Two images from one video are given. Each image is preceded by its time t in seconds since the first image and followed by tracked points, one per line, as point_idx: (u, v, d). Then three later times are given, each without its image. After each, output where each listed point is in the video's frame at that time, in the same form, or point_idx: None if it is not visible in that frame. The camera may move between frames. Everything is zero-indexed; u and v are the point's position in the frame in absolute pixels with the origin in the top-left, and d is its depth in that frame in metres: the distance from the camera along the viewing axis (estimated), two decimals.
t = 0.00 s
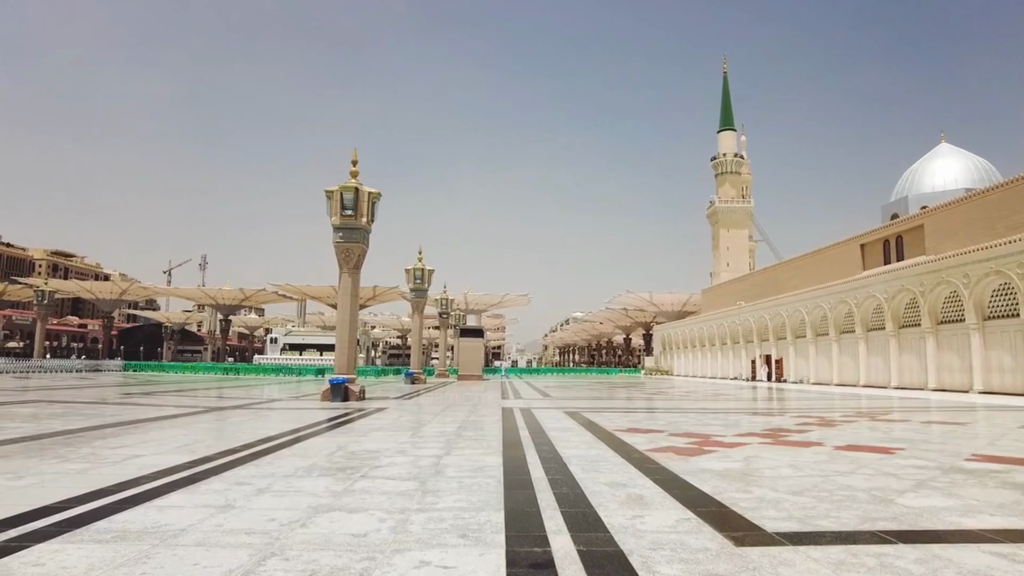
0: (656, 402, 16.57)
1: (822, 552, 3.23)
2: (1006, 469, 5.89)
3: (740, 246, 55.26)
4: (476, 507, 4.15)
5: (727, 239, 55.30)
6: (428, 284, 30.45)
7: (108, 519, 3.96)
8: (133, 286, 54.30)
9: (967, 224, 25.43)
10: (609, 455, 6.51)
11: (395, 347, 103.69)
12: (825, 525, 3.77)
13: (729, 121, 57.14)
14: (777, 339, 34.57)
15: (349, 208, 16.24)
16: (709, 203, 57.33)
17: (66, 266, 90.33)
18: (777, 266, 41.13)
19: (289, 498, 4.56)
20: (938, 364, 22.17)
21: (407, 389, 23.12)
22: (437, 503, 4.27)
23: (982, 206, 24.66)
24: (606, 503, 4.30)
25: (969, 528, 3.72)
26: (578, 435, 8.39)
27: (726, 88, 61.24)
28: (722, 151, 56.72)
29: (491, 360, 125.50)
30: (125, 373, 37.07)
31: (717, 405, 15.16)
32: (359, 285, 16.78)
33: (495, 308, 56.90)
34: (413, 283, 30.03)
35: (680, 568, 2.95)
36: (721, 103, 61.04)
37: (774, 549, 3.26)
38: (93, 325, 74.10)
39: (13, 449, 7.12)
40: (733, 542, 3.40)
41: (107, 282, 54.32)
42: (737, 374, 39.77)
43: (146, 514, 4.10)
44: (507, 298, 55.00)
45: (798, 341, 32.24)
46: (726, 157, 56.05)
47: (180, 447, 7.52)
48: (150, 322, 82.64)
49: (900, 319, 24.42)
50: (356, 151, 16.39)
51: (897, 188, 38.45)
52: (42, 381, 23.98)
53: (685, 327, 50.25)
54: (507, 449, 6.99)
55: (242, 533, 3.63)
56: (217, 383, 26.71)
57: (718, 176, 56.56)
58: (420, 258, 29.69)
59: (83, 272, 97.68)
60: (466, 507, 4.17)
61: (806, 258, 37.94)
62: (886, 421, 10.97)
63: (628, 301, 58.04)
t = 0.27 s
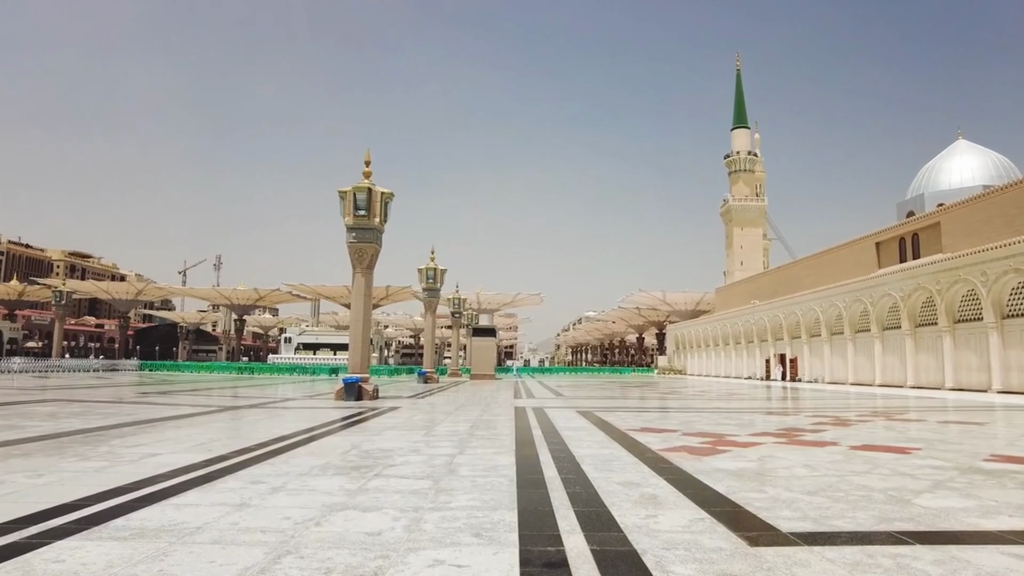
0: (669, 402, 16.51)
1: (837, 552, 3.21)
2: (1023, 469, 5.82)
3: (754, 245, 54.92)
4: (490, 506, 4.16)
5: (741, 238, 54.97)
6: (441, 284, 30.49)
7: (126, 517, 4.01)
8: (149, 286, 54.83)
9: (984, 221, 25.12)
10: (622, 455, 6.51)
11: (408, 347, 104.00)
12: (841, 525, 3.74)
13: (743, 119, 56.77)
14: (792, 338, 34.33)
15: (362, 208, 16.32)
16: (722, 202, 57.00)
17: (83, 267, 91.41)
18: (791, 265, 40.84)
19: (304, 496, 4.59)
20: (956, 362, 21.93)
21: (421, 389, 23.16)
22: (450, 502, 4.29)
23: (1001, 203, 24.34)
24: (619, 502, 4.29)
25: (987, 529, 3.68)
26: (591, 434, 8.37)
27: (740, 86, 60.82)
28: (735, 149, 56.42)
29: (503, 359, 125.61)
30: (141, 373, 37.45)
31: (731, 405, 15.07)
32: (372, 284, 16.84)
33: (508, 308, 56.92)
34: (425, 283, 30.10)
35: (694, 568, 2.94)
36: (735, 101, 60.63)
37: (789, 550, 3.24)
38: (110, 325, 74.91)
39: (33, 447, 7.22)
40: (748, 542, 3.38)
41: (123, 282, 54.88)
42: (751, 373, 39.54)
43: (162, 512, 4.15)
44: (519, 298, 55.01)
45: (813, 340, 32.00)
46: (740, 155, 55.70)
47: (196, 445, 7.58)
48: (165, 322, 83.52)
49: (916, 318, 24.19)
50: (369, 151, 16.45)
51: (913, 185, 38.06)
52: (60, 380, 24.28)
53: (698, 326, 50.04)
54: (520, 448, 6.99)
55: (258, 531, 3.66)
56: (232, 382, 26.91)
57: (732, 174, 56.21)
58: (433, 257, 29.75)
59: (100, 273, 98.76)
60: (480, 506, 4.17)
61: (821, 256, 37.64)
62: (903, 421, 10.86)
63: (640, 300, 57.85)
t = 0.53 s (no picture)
0: (682, 401, 16.43)
1: (852, 553, 3.19)
2: None
3: (767, 243, 54.57)
4: (502, 505, 4.17)
5: (754, 236, 54.64)
6: (452, 284, 30.53)
7: (142, 515, 4.05)
8: (163, 286, 55.27)
9: (1001, 218, 24.84)
10: (634, 455, 6.49)
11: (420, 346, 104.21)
12: (855, 525, 3.71)
13: (756, 116, 56.43)
14: (805, 337, 34.11)
15: (374, 208, 16.37)
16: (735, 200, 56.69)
17: (99, 267, 92.47)
18: (804, 263, 40.56)
19: (317, 495, 4.62)
20: (972, 361, 21.72)
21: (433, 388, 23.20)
22: (463, 501, 4.30)
23: (1017, 200, 24.06)
24: (633, 502, 4.28)
25: (1005, 531, 3.63)
26: (603, 434, 8.35)
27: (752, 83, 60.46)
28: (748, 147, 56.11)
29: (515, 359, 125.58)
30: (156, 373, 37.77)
31: (744, 404, 14.98)
32: (384, 284, 16.90)
33: (519, 307, 56.91)
34: (437, 283, 30.16)
35: (708, 568, 2.93)
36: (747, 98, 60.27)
37: (803, 550, 3.22)
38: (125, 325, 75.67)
39: (50, 446, 7.31)
40: (761, 542, 3.36)
41: (138, 283, 55.37)
42: (765, 373, 39.31)
43: (179, 510, 4.20)
44: (531, 297, 55.00)
45: (827, 339, 31.78)
46: (752, 152, 55.38)
47: (210, 445, 7.64)
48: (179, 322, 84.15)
49: (931, 317, 23.95)
50: (381, 152, 16.52)
51: (929, 183, 37.69)
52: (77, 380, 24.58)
53: (710, 326, 49.81)
54: (532, 448, 6.99)
55: (272, 530, 3.69)
56: (246, 382, 27.09)
57: (744, 172, 55.89)
58: (444, 257, 29.80)
59: (115, 273, 99.68)
60: (492, 505, 4.18)
61: (835, 255, 37.36)
62: (919, 420, 10.76)
63: (652, 299, 57.67)
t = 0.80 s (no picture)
0: (694, 401, 16.35)
1: (867, 553, 3.17)
2: None
3: (781, 242, 54.23)
4: (514, 504, 4.18)
5: (767, 235, 54.31)
6: (464, 283, 30.58)
7: (158, 513, 4.09)
8: (178, 287, 55.76)
9: (1017, 216, 24.55)
10: (647, 454, 6.47)
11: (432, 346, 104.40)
12: (871, 526, 3.69)
13: (769, 114, 56.08)
14: (819, 336, 33.86)
15: (386, 208, 16.44)
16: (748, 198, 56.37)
17: (114, 267, 93.48)
18: (818, 262, 40.26)
19: (331, 494, 4.65)
20: (989, 360, 21.50)
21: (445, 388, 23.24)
22: (475, 500, 4.31)
23: None
24: (646, 502, 4.27)
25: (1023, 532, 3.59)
26: (615, 434, 8.33)
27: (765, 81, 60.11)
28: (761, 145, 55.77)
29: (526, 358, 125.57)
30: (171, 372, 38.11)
31: (757, 404, 14.88)
32: (396, 284, 16.94)
33: (531, 307, 56.91)
34: (449, 282, 30.22)
35: (720, 568, 2.92)
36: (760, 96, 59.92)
37: (818, 551, 3.21)
38: (140, 325, 76.40)
39: (67, 444, 7.40)
40: (775, 542, 3.35)
41: (153, 283, 55.88)
42: (778, 372, 39.06)
43: (194, 508, 4.23)
44: (542, 296, 54.98)
45: (841, 338, 31.53)
46: (766, 150, 55.07)
47: (225, 443, 7.70)
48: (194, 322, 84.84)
49: (947, 315, 23.71)
50: (393, 152, 16.59)
51: (944, 180, 37.31)
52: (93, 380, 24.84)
53: (723, 325, 49.58)
54: (544, 447, 6.99)
55: (286, 528, 3.72)
56: (259, 382, 27.28)
57: (757, 170, 55.56)
58: (456, 257, 29.86)
59: (130, 274, 100.63)
60: (505, 504, 4.19)
61: (849, 253, 37.05)
62: (935, 420, 10.65)
63: (665, 298, 57.48)
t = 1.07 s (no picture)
0: (704, 400, 16.30)
1: (880, 553, 3.15)
2: None
3: (792, 240, 53.93)
4: (524, 504, 4.18)
5: (779, 233, 54.02)
6: (474, 283, 30.59)
7: (171, 511, 4.13)
8: (189, 287, 56.12)
9: None
10: (657, 454, 6.47)
11: (442, 346, 104.63)
12: (884, 526, 3.66)
13: (779, 112, 55.79)
14: (831, 335, 33.66)
15: (396, 208, 16.49)
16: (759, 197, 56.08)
17: (126, 267, 94.22)
18: (829, 260, 40.02)
19: (343, 492, 4.68)
20: (1004, 359, 21.32)
21: (455, 387, 23.26)
22: (485, 499, 4.32)
23: None
24: (657, 501, 4.26)
25: None
26: (625, 433, 8.32)
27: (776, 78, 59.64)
28: (772, 143, 55.51)
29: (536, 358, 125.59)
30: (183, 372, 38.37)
31: (768, 404, 14.80)
32: (406, 284, 16.98)
33: (540, 306, 56.88)
34: (459, 282, 30.23)
35: (732, 568, 2.91)
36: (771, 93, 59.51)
37: (832, 550, 3.18)
38: (151, 325, 76.96)
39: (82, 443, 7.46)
40: (787, 542, 3.34)
41: (165, 283, 56.27)
42: (789, 371, 38.86)
43: (207, 507, 4.26)
44: (552, 296, 54.94)
45: (853, 337, 31.33)
46: (776, 148, 54.78)
47: (237, 442, 7.75)
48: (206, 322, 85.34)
49: (960, 314, 23.52)
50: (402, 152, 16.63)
51: (958, 177, 36.98)
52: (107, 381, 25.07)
53: (734, 324, 49.38)
54: (554, 446, 6.98)
55: (299, 526, 3.74)
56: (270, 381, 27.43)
57: (768, 168, 55.28)
58: (465, 257, 29.88)
59: (142, 275, 101.38)
60: (515, 503, 4.19)
61: (860, 251, 36.80)
62: (949, 419, 10.58)
63: (675, 297, 57.31)
